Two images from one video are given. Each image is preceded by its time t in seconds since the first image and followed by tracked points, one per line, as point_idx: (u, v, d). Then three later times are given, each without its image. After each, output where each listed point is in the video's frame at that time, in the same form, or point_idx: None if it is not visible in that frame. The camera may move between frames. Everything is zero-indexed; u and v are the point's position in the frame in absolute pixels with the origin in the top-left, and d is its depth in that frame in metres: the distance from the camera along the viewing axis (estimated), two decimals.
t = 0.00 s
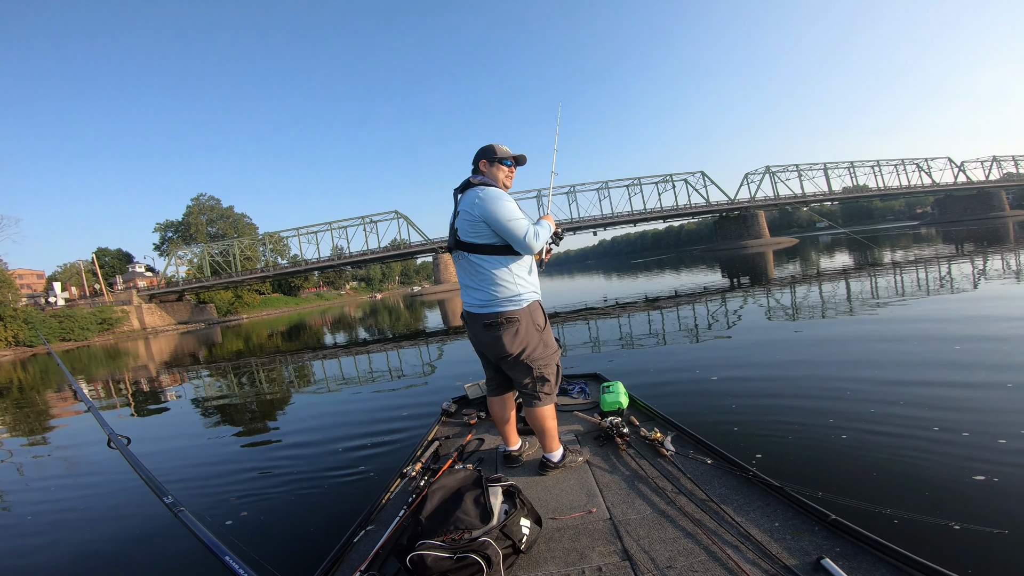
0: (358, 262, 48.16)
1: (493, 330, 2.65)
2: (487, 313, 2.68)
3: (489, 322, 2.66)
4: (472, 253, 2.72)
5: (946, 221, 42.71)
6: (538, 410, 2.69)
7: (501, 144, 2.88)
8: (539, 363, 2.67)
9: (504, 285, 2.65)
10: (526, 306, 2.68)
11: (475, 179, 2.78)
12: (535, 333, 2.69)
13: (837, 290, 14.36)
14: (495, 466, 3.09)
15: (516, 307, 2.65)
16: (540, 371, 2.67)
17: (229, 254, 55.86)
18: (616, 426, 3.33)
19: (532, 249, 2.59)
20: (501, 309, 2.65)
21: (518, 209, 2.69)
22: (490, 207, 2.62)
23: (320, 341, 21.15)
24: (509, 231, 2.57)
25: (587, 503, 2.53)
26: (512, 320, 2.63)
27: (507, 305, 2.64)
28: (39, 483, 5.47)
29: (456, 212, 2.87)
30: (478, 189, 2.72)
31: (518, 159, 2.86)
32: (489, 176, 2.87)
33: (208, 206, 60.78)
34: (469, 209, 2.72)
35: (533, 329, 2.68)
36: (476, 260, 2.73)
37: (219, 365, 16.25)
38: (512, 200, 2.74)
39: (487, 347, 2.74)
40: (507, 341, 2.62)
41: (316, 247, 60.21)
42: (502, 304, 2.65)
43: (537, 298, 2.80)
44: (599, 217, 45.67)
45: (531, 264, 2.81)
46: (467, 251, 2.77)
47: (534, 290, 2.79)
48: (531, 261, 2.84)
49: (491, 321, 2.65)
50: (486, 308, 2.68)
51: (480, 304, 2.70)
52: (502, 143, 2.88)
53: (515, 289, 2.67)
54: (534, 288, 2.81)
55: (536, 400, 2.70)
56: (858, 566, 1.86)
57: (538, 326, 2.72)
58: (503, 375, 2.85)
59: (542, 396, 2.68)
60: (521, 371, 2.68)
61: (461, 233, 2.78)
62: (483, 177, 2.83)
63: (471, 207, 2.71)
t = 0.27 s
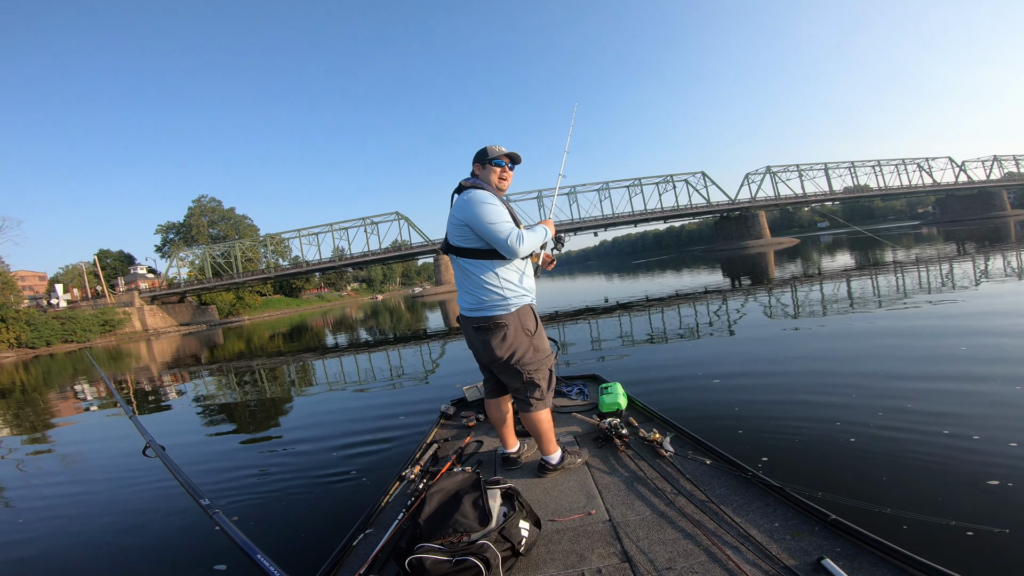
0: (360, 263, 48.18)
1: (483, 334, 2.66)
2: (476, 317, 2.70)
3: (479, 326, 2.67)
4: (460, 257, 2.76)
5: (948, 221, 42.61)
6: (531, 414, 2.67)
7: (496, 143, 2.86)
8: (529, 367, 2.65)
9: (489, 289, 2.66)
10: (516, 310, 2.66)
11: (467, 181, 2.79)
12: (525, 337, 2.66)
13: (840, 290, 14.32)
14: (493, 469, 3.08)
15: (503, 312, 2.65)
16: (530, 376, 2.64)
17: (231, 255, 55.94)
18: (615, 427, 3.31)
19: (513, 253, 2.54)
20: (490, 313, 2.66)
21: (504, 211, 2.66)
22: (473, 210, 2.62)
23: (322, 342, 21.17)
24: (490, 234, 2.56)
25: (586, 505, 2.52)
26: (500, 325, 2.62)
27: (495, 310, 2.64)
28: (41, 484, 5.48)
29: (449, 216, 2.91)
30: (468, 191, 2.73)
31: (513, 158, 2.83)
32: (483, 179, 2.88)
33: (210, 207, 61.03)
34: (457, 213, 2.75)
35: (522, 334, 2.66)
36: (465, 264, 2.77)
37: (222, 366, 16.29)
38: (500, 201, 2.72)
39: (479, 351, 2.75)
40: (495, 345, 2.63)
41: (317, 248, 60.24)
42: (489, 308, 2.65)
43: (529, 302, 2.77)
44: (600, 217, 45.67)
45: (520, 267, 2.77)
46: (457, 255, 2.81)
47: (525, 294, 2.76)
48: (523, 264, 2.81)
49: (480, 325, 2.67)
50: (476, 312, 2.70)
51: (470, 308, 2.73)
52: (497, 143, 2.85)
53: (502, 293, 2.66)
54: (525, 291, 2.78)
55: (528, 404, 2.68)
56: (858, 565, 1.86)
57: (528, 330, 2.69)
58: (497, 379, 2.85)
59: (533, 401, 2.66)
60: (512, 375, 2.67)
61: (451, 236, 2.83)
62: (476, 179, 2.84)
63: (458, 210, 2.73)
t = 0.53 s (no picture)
0: (367, 263, 48.38)
1: (485, 335, 2.68)
2: (478, 317, 2.72)
3: (481, 327, 2.70)
4: (461, 257, 2.78)
5: (960, 218, 42.08)
6: (535, 414, 2.68)
7: (497, 143, 2.86)
8: (532, 367, 2.65)
9: (489, 291, 2.67)
10: (516, 310, 2.67)
11: (467, 181, 2.80)
12: (527, 337, 2.66)
13: (850, 288, 14.20)
14: (500, 469, 3.09)
15: (504, 312, 2.65)
16: (533, 377, 2.65)
17: (241, 255, 56.37)
18: (622, 427, 3.31)
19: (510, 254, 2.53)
20: (490, 314, 2.67)
21: (501, 211, 2.66)
22: (472, 210, 2.63)
23: (331, 342, 21.28)
24: (487, 236, 2.56)
25: (593, 504, 2.52)
26: (501, 326, 2.63)
27: (496, 310, 2.65)
28: (54, 483, 5.56)
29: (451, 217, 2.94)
30: (468, 191, 2.74)
31: (513, 158, 2.83)
32: (484, 179, 2.89)
33: (220, 208, 61.55)
34: (457, 215, 2.77)
35: (524, 334, 2.66)
36: (466, 266, 2.79)
37: (232, 365, 16.43)
38: (498, 201, 2.72)
39: (483, 351, 2.77)
40: (497, 345, 2.64)
41: (326, 248, 60.57)
42: (490, 310, 2.67)
43: (531, 301, 2.76)
44: (607, 216, 45.55)
45: (521, 268, 2.77)
46: (459, 256, 2.84)
47: (527, 294, 2.76)
48: (523, 264, 2.81)
49: (482, 326, 2.69)
50: (478, 313, 2.72)
51: (473, 309, 2.76)
52: (498, 143, 2.86)
53: (502, 294, 2.67)
54: (527, 291, 2.77)
55: (532, 404, 2.69)
56: (869, 565, 1.86)
57: (530, 330, 2.68)
58: (502, 379, 2.86)
59: (537, 401, 2.67)
60: (514, 375, 2.68)
61: (453, 237, 2.85)
62: (477, 179, 2.85)
63: (457, 212, 2.75)
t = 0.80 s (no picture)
0: (379, 259, 48.66)
1: (496, 332, 2.69)
2: (489, 314, 2.73)
3: (492, 323, 2.71)
4: (471, 254, 2.80)
5: (979, 211, 41.31)
6: (548, 409, 2.69)
7: (504, 139, 2.87)
8: (544, 363, 2.66)
9: (501, 288, 2.68)
10: (528, 306, 2.67)
11: (476, 178, 2.81)
12: (539, 333, 2.67)
13: (864, 283, 14.03)
14: (512, 465, 3.11)
15: (515, 308, 2.66)
16: (545, 372, 2.66)
17: (254, 253, 57.01)
18: (634, 423, 3.32)
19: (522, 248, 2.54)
20: (502, 310, 2.68)
21: (512, 208, 2.67)
22: (480, 207, 2.64)
23: (343, 338, 21.47)
24: (498, 232, 2.57)
25: (606, 501, 2.54)
26: (512, 322, 2.64)
27: (507, 307, 2.66)
28: (75, 479, 5.68)
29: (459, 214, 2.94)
30: (476, 188, 2.75)
31: (521, 154, 2.84)
32: (492, 175, 2.90)
33: (233, 206, 62.24)
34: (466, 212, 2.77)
35: (536, 330, 2.66)
36: (476, 262, 2.79)
37: (246, 361, 16.66)
38: (508, 198, 2.73)
39: (494, 347, 2.79)
40: (509, 342, 2.65)
41: (337, 244, 61.02)
42: (501, 307, 2.68)
43: (542, 297, 2.77)
44: (618, 211, 45.33)
45: (533, 264, 2.78)
46: (468, 253, 2.84)
47: (538, 290, 2.77)
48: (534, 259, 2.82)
49: (493, 322, 2.70)
50: (488, 310, 2.73)
51: (484, 306, 2.76)
52: (505, 138, 2.87)
53: (513, 290, 2.67)
54: (538, 286, 2.78)
55: (546, 399, 2.70)
56: (886, 560, 1.87)
57: (542, 326, 2.69)
58: (514, 374, 2.88)
59: (550, 396, 2.69)
60: (527, 370, 2.70)
61: (462, 234, 2.87)
62: (485, 176, 2.86)
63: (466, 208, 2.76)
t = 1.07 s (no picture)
0: (396, 256, 49.05)
1: (514, 328, 2.70)
2: (506, 310, 2.74)
3: (510, 320, 2.71)
4: (487, 250, 2.80)
5: (1009, 202, 40.07)
6: (568, 404, 2.71)
7: (519, 136, 2.87)
8: (564, 357, 2.67)
9: (517, 284, 2.67)
10: (545, 302, 2.68)
11: (490, 175, 2.82)
12: (557, 327, 2.67)
13: (888, 276, 13.73)
14: (527, 461, 3.12)
15: (533, 304, 2.66)
16: (564, 366, 2.67)
17: (274, 250, 57.92)
18: (650, 418, 3.31)
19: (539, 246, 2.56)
20: (520, 306, 2.69)
21: (527, 204, 2.68)
22: (497, 204, 2.65)
23: (361, 334, 21.71)
24: (513, 229, 2.58)
25: (622, 496, 2.55)
26: (530, 318, 2.64)
27: (524, 303, 2.67)
28: (104, 474, 5.86)
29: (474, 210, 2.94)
30: (492, 185, 2.76)
31: (536, 152, 2.84)
32: (506, 172, 2.91)
33: (253, 204, 63.23)
34: (481, 208, 2.78)
35: (554, 324, 2.67)
36: (492, 258, 2.79)
37: (267, 358, 16.96)
38: (524, 193, 2.74)
39: (511, 344, 2.79)
40: (528, 337, 2.66)
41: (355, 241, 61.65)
42: (518, 303, 2.68)
43: (559, 292, 2.78)
44: (634, 205, 44.95)
45: (549, 260, 2.78)
46: (484, 249, 2.84)
47: (554, 285, 2.78)
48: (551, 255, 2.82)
49: (511, 319, 2.70)
50: (505, 306, 2.73)
51: (500, 302, 2.76)
52: (520, 135, 2.87)
53: (530, 286, 2.68)
54: (554, 282, 2.79)
55: (566, 393, 2.72)
56: (908, 557, 1.86)
57: (560, 320, 2.70)
58: (531, 369, 2.89)
59: (571, 390, 2.70)
60: (546, 365, 2.71)
61: (477, 231, 2.87)
62: (499, 172, 2.86)
63: (482, 204, 2.76)
